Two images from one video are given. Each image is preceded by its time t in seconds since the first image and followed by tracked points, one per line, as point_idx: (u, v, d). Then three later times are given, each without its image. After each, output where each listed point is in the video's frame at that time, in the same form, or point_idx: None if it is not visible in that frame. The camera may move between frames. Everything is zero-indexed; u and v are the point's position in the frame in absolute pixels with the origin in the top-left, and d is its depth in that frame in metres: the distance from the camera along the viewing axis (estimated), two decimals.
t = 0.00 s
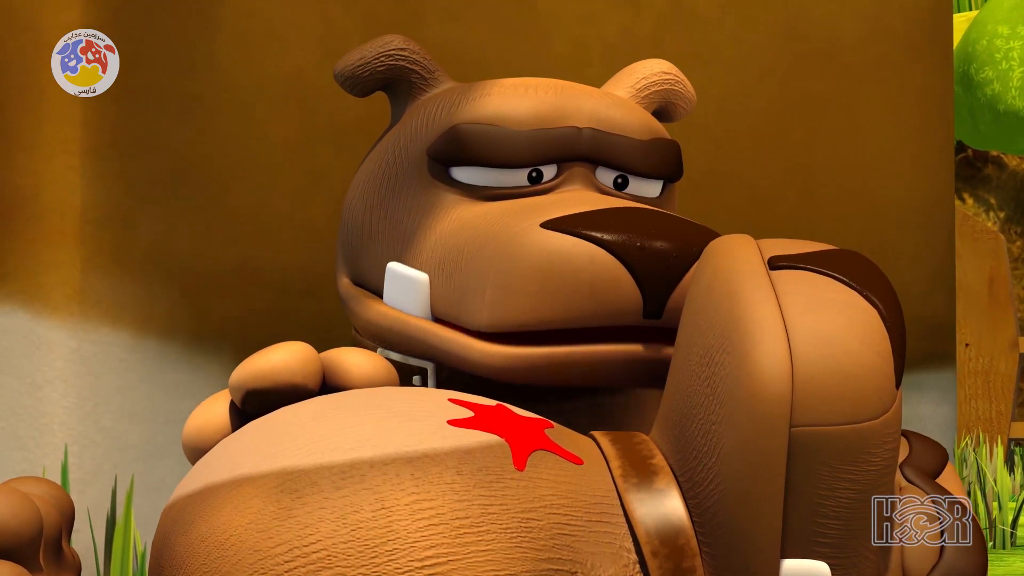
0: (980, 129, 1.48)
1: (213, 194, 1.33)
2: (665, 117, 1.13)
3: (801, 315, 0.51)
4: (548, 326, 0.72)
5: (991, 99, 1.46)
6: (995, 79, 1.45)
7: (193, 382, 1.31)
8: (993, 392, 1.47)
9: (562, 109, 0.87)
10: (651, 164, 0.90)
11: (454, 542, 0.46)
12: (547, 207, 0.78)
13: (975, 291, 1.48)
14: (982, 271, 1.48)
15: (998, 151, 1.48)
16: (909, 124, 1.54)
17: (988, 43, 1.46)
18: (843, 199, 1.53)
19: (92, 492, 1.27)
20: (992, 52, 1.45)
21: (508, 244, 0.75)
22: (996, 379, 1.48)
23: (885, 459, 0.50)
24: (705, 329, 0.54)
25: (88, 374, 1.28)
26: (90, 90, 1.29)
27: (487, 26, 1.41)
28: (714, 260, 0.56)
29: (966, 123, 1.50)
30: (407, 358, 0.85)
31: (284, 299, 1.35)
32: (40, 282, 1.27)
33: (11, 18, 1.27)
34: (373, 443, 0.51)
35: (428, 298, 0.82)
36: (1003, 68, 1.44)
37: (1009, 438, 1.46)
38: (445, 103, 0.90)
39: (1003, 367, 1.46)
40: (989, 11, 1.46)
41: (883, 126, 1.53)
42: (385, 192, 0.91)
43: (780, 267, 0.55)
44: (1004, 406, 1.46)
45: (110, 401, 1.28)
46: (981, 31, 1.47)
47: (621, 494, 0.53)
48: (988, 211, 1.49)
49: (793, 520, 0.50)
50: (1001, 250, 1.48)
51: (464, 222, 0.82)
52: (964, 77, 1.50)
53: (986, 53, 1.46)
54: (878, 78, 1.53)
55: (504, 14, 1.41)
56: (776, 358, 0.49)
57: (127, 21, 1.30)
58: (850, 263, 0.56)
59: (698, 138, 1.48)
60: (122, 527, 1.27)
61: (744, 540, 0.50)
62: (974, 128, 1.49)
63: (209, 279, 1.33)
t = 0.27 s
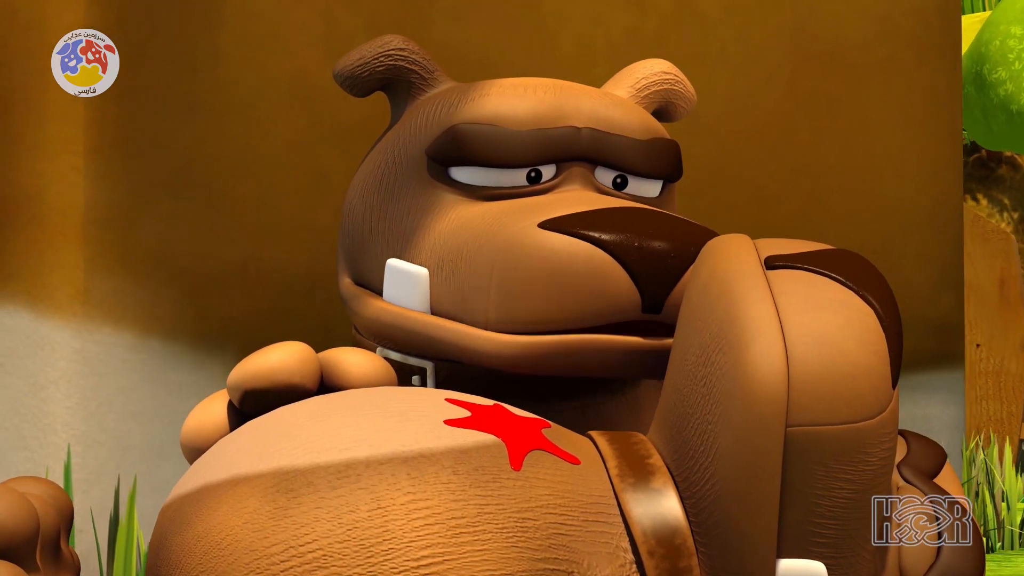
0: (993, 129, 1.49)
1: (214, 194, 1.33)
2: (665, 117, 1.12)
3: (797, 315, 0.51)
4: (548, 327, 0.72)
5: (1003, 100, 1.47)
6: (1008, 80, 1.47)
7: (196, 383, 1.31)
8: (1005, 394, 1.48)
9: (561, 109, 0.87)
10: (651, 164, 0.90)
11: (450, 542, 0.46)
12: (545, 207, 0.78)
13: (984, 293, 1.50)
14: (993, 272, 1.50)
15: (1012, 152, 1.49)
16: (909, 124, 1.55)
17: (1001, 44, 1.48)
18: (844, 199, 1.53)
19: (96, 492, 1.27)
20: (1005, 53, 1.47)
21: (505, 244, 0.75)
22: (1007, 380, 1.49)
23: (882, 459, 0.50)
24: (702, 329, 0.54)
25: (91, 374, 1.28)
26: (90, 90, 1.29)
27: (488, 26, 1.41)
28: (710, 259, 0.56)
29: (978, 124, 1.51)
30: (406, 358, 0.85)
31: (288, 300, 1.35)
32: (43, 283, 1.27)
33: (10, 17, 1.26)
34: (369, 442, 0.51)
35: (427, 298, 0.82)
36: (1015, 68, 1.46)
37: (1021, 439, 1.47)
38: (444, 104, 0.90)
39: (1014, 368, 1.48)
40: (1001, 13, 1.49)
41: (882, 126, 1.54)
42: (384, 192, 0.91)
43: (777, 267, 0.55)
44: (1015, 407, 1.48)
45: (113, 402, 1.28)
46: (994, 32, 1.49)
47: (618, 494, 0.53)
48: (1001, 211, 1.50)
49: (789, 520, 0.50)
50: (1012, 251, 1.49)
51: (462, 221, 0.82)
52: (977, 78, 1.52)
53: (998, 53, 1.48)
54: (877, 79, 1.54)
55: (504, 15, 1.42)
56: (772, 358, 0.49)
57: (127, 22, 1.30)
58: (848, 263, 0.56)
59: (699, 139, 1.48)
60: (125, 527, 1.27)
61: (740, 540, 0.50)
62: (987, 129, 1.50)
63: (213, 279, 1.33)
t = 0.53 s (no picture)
0: (1005, 129, 1.49)
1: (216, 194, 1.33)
2: (665, 117, 1.12)
3: (794, 314, 0.51)
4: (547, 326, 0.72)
5: (1015, 101, 1.46)
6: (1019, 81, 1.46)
7: (200, 383, 1.32)
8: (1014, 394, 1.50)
9: (560, 109, 0.87)
10: (650, 164, 0.90)
11: (446, 541, 0.46)
12: (543, 206, 0.78)
13: (994, 292, 1.50)
14: (1002, 273, 1.50)
15: None
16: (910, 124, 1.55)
17: (1012, 45, 1.46)
18: (846, 199, 1.53)
19: (99, 492, 1.27)
20: (1016, 54, 1.46)
21: (503, 243, 0.75)
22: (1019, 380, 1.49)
23: (878, 458, 0.50)
24: (699, 328, 0.54)
25: (94, 375, 1.28)
26: (90, 90, 1.28)
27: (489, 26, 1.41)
28: (708, 259, 0.56)
29: (990, 124, 1.52)
30: (406, 360, 0.85)
31: (293, 300, 1.35)
32: (46, 283, 1.26)
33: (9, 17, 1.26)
34: (366, 442, 0.51)
35: (425, 297, 0.82)
36: None
37: None
38: (443, 103, 0.90)
39: None
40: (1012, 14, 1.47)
41: (883, 126, 1.54)
42: (383, 192, 0.91)
43: (774, 266, 0.55)
44: None
45: (117, 402, 1.28)
46: (1005, 32, 1.48)
47: (615, 494, 0.53)
48: (1013, 212, 1.51)
49: (786, 520, 0.50)
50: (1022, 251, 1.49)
51: (462, 220, 0.83)
52: (987, 78, 1.52)
53: (1009, 53, 1.47)
54: (877, 79, 1.54)
55: (506, 15, 1.42)
56: (768, 358, 0.49)
57: (127, 21, 1.30)
58: (845, 263, 0.56)
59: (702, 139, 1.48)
60: (127, 527, 1.27)
61: (736, 540, 0.50)
62: (999, 129, 1.50)
63: (218, 280, 1.33)
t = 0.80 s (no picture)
0: (1017, 129, 1.47)
1: (218, 194, 1.33)
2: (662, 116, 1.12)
3: (790, 314, 0.51)
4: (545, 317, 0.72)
5: None
6: None
7: (203, 383, 1.32)
8: None
9: (555, 101, 0.87)
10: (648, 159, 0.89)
11: (442, 541, 0.46)
12: (539, 196, 0.78)
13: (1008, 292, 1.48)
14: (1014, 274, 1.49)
15: None
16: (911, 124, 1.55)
17: None
18: (848, 199, 1.53)
19: (102, 492, 1.27)
20: None
21: (500, 239, 0.75)
22: None
23: (875, 458, 0.50)
24: (695, 328, 0.54)
25: (97, 375, 1.28)
26: (90, 90, 1.28)
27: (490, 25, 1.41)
28: (704, 258, 0.56)
29: (1003, 125, 1.50)
30: (406, 358, 0.85)
31: (296, 300, 1.35)
32: (49, 284, 1.27)
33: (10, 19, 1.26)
34: (362, 442, 0.51)
35: (423, 292, 0.82)
36: None
37: None
38: (440, 102, 0.90)
39: None
40: None
41: (884, 126, 1.54)
42: (381, 191, 0.91)
43: (769, 265, 0.55)
44: None
45: (120, 403, 1.29)
46: (1017, 33, 1.47)
47: (611, 494, 0.53)
48: None
49: (782, 520, 0.50)
50: None
51: (457, 214, 0.83)
52: (1001, 78, 1.49)
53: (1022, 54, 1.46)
54: (878, 78, 1.53)
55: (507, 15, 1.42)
56: (764, 356, 0.49)
57: (127, 21, 1.30)
58: (841, 263, 0.56)
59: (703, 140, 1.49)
60: (130, 527, 1.27)
61: (733, 540, 0.50)
62: (1011, 129, 1.48)
63: (222, 280, 1.33)
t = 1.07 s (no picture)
0: None
1: (220, 194, 1.33)
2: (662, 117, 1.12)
3: (786, 313, 0.51)
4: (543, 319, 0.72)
5: None
6: None
7: (206, 383, 1.32)
8: None
9: (555, 103, 0.87)
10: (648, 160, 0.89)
11: (438, 541, 0.46)
12: (538, 199, 0.78)
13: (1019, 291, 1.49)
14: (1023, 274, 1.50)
15: None
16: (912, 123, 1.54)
17: None
18: (849, 199, 1.52)
19: (105, 492, 1.28)
20: None
21: (497, 239, 0.75)
22: None
23: (871, 458, 0.50)
24: (691, 327, 0.54)
25: (100, 375, 1.28)
26: (90, 90, 1.28)
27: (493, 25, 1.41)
28: (701, 258, 0.56)
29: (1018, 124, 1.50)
30: (404, 358, 0.85)
31: (299, 300, 1.35)
32: (52, 283, 1.26)
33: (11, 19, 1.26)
34: (359, 442, 0.51)
35: (421, 295, 0.82)
36: None
37: None
38: (439, 103, 0.90)
39: None
40: None
41: (886, 126, 1.54)
42: (380, 191, 0.91)
43: (766, 265, 0.55)
44: None
45: (123, 403, 1.28)
46: None
47: (608, 494, 0.53)
48: None
49: (778, 520, 0.50)
50: None
51: (457, 216, 0.82)
52: (1013, 79, 1.50)
53: None
54: (881, 78, 1.53)
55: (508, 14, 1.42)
56: (760, 357, 0.49)
57: (128, 22, 1.30)
58: (837, 262, 0.56)
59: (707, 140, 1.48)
60: (133, 527, 1.28)
61: (729, 540, 0.50)
62: None
63: (226, 280, 1.33)
